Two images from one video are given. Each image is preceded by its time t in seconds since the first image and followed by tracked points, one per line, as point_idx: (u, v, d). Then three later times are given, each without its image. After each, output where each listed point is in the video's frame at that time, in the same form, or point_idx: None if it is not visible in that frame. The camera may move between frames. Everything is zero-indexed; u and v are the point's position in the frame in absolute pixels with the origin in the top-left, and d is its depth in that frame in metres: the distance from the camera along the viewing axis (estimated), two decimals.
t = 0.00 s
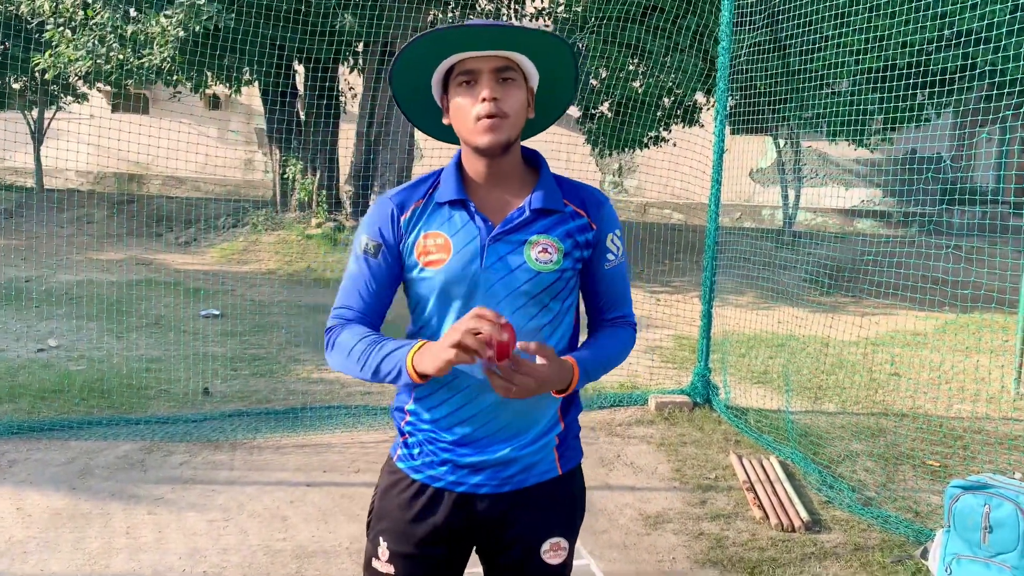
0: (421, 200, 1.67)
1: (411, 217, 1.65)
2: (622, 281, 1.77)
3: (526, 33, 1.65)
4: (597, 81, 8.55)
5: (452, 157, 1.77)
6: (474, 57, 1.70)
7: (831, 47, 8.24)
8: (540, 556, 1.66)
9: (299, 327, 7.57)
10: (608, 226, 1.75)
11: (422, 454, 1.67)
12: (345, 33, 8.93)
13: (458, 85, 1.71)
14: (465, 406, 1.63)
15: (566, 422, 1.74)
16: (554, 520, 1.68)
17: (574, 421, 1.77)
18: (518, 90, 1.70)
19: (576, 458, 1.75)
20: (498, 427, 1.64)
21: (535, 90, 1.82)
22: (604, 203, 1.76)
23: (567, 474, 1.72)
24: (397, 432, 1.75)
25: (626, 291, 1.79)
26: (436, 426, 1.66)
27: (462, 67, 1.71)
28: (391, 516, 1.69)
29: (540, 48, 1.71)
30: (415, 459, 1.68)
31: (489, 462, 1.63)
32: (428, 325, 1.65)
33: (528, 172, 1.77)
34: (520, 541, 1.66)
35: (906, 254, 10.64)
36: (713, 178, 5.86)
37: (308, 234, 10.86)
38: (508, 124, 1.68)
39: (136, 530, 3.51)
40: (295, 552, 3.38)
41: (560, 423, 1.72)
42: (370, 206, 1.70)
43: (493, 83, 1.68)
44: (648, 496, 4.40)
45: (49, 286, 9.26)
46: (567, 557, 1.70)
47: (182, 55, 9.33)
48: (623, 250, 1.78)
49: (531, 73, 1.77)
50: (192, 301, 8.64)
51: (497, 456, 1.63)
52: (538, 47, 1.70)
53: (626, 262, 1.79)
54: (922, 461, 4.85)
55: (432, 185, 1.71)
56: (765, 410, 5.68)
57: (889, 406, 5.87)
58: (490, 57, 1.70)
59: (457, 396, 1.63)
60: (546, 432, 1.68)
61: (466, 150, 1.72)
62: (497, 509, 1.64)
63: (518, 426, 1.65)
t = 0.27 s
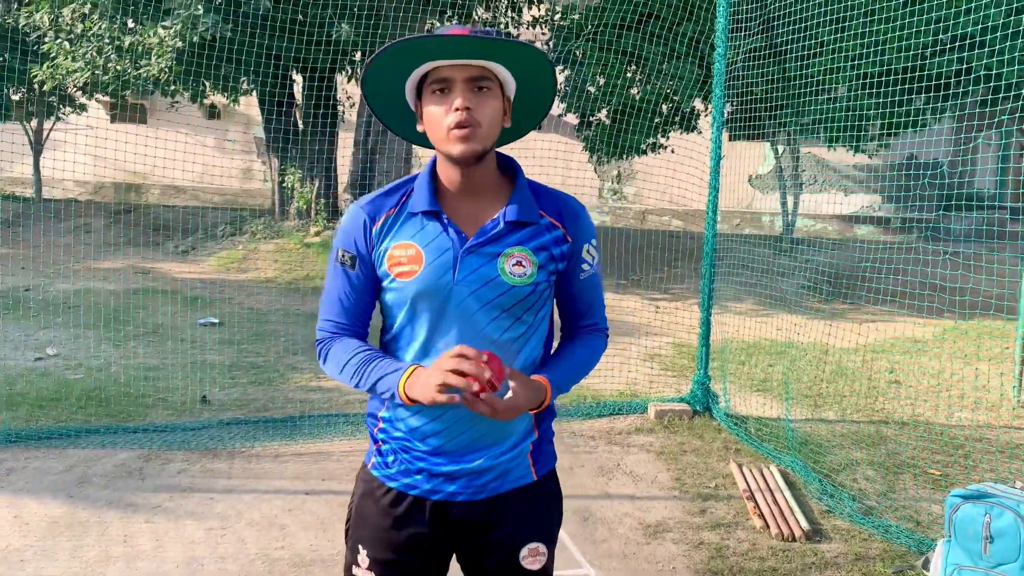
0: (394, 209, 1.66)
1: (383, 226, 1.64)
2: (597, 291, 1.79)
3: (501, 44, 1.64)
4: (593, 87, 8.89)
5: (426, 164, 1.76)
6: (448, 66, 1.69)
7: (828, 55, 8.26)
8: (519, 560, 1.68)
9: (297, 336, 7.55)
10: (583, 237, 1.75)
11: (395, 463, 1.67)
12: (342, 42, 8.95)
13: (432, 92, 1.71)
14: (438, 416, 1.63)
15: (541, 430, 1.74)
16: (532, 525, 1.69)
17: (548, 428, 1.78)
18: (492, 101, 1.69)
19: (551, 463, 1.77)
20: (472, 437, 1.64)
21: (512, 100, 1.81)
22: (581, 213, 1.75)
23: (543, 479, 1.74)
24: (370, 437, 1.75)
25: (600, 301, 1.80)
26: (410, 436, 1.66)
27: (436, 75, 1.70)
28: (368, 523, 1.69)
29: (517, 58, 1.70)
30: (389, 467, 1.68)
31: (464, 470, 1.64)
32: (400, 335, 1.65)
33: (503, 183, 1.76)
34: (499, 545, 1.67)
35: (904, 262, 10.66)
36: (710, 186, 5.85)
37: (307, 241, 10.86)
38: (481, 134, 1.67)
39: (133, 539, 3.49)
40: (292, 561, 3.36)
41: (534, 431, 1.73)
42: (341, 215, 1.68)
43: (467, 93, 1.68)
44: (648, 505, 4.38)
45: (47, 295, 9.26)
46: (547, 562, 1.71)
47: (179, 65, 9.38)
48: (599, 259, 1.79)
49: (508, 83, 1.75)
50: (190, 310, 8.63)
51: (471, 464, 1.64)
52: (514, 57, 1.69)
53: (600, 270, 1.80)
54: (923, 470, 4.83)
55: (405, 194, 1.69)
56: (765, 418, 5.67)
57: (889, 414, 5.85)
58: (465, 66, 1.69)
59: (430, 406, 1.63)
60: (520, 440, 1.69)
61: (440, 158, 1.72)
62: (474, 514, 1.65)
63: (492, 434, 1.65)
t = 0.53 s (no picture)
0: (405, 200, 1.68)
1: (395, 217, 1.66)
2: (603, 295, 1.75)
3: (520, 31, 1.67)
4: (611, 87, 8.99)
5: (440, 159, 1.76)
6: (467, 55, 1.71)
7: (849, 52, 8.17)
8: (529, 559, 1.68)
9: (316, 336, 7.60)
10: (590, 235, 1.74)
11: (403, 458, 1.68)
12: (360, 44, 9.01)
13: (449, 82, 1.71)
14: (444, 411, 1.64)
15: (547, 428, 1.75)
16: (541, 524, 1.70)
17: (555, 426, 1.79)
18: (508, 92, 1.70)
19: (558, 462, 1.77)
20: (479, 433, 1.65)
21: (524, 100, 1.82)
22: (589, 211, 1.75)
23: (551, 477, 1.74)
24: (379, 436, 1.76)
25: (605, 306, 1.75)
26: (417, 431, 1.67)
27: (454, 65, 1.72)
28: (376, 522, 1.70)
29: (531, 50, 1.72)
30: (397, 463, 1.69)
31: (470, 467, 1.64)
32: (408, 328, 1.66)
33: (513, 180, 1.76)
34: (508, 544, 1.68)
35: (927, 261, 10.51)
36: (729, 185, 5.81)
37: (326, 243, 10.93)
38: (497, 123, 1.67)
39: (153, 538, 3.53)
40: (309, 561, 3.37)
41: (541, 428, 1.74)
42: (354, 207, 1.70)
43: (484, 82, 1.69)
44: (666, 507, 4.35)
45: (72, 296, 9.40)
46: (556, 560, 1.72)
47: (198, 69, 9.55)
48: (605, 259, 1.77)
49: (521, 79, 1.77)
50: (211, 311, 8.72)
51: (478, 461, 1.64)
52: (529, 48, 1.72)
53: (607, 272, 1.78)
54: (946, 472, 4.76)
55: (417, 187, 1.71)
56: (785, 419, 5.62)
57: (912, 415, 5.77)
58: (482, 56, 1.71)
59: (436, 402, 1.64)
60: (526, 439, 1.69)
61: (453, 149, 1.72)
62: (481, 513, 1.66)
63: (498, 432, 1.66)
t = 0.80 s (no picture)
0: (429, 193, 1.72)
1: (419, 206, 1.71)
2: (616, 283, 1.59)
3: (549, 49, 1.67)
4: (615, 88, 8.87)
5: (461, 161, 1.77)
6: (492, 64, 1.70)
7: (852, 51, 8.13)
8: (534, 560, 1.63)
9: (320, 341, 7.61)
10: (598, 227, 1.64)
11: (419, 442, 1.71)
12: (362, 49, 9.02)
13: (473, 90, 1.70)
14: (457, 398, 1.65)
15: (559, 432, 1.68)
16: (548, 524, 1.64)
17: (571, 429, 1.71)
18: (529, 103, 1.69)
19: (573, 465, 1.70)
20: (487, 426, 1.64)
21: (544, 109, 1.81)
22: (605, 210, 1.67)
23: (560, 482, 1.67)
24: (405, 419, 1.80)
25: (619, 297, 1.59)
26: (433, 417, 1.69)
27: (479, 73, 1.71)
28: (390, 503, 1.71)
29: (554, 61, 1.71)
30: (413, 447, 1.72)
31: (477, 459, 1.64)
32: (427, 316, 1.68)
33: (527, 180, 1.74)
34: (512, 542, 1.64)
35: (933, 259, 10.45)
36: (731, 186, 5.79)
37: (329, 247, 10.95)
38: (516, 133, 1.65)
39: (155, 544, 3.53)
40: (312, 566, 3.38)
41: (551, 431, 1.66)
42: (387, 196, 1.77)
43: (506, 93, 1.67)
44: (670, 509, 4.33)
45: (76, 303, 9.43)
46: (565, 564, 1.65)
47: (201, 75, 9.57)
48: (619, 252, 1.63)
49: (543, 90, 1.76)
50: (215, 316, 8.74)
51: (484, 454, 1.63)
52: (553, 61, 1.70)
53: (623, 265, 1.63)
54: (952, 472, 4.73)
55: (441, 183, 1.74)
56: (789, 420, 5.59)
57: (917, 415, 5.73)
58: (506, 66, 1.70)
59: (449, 389, 1.66)
60: (535, 437, 1.65)
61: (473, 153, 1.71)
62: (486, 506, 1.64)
63: (506, 427, 1.63)
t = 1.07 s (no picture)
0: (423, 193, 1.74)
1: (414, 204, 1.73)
2: (592, 276, 1.61)
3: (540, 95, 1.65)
4: (614, 91, 8.98)
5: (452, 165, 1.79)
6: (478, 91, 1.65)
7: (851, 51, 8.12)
8: (526, 558, 1.62)
9: (321, 345, 7.61)
10: (579, 221, 1.65)
11: (416, 440, 1.73)
12: (360, 54, 9.04)
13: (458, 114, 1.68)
14: (448, 393, 1.67)
15: (550, 425, 1.68)
16: (539, 520, 1.63)
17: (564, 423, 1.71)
18: (514, 124, 1.69)
19: (566, 461, 1.69)
20: (478, 419, 1.65)
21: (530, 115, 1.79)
22: (588, 207, 1.67)
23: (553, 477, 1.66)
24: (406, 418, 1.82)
25: (591, 290, 1.60)
26: (427, 413, 1.71)
27: (465, 98, 1.67)
28: (392, 501, 1.73)
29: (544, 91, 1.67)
30: (411, 444, 1.74)
31: (469, 453, 1.65)
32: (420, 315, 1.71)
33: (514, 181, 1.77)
34: (505, 539, 1.63)
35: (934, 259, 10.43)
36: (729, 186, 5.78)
37: (330, 252, 10.97)
38: (500, 158, 1.68)
39: (153, 551, 3.54)
40: (310, 571, 3.38)
41: (543, 422, 1.67)
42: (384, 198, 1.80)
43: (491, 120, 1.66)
44: (670, 511, 4.33)
45: (77, 310, 9.46)
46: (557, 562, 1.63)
47: (200, 81, 9.59)
48: (597, 245, 1.64)
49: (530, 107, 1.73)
50: (215, 322, 8.75)
51: (475, 447, 1.65)
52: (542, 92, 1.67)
53: (601, 259, 1.63)
54: (953, 472, 4.72)
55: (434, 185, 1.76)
56: (790, 421, 5.58)
57: (919, 415, 5.72)
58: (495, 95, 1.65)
59: (442, 385, 1.67)
60: (525, 428, 1.65)
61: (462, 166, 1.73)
62: (479, 501, 1.64)
63: (496, 419, 1.64)
